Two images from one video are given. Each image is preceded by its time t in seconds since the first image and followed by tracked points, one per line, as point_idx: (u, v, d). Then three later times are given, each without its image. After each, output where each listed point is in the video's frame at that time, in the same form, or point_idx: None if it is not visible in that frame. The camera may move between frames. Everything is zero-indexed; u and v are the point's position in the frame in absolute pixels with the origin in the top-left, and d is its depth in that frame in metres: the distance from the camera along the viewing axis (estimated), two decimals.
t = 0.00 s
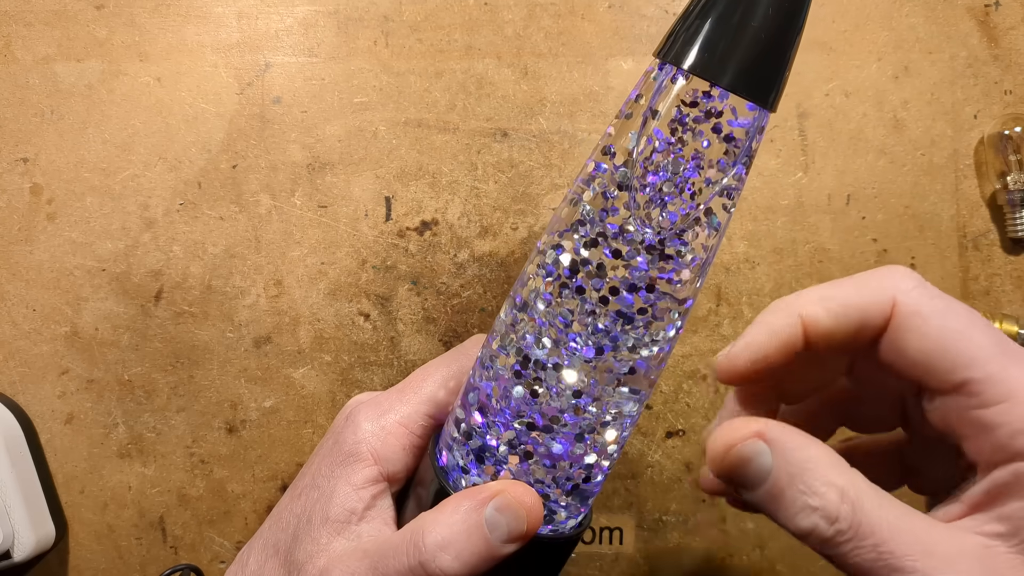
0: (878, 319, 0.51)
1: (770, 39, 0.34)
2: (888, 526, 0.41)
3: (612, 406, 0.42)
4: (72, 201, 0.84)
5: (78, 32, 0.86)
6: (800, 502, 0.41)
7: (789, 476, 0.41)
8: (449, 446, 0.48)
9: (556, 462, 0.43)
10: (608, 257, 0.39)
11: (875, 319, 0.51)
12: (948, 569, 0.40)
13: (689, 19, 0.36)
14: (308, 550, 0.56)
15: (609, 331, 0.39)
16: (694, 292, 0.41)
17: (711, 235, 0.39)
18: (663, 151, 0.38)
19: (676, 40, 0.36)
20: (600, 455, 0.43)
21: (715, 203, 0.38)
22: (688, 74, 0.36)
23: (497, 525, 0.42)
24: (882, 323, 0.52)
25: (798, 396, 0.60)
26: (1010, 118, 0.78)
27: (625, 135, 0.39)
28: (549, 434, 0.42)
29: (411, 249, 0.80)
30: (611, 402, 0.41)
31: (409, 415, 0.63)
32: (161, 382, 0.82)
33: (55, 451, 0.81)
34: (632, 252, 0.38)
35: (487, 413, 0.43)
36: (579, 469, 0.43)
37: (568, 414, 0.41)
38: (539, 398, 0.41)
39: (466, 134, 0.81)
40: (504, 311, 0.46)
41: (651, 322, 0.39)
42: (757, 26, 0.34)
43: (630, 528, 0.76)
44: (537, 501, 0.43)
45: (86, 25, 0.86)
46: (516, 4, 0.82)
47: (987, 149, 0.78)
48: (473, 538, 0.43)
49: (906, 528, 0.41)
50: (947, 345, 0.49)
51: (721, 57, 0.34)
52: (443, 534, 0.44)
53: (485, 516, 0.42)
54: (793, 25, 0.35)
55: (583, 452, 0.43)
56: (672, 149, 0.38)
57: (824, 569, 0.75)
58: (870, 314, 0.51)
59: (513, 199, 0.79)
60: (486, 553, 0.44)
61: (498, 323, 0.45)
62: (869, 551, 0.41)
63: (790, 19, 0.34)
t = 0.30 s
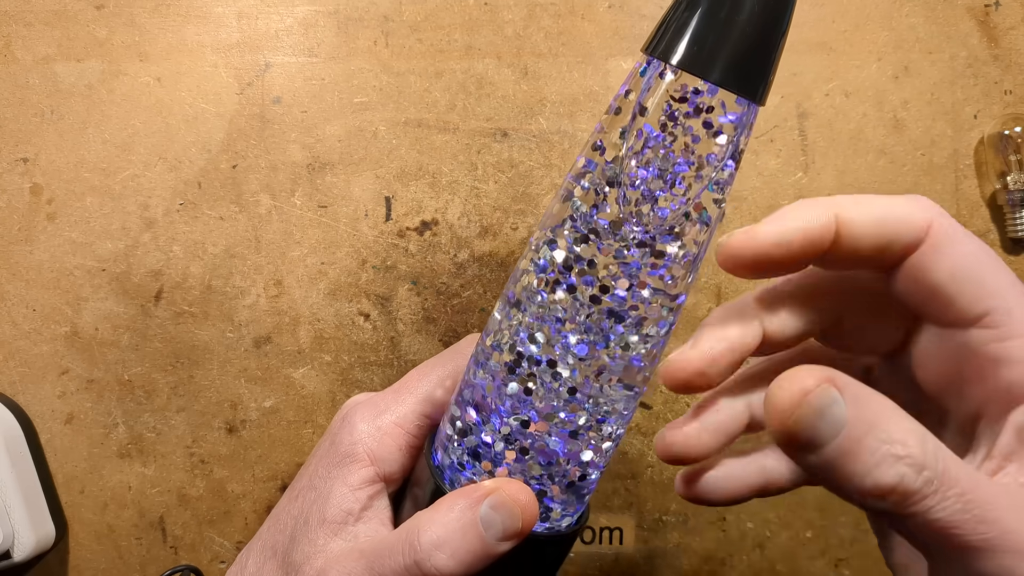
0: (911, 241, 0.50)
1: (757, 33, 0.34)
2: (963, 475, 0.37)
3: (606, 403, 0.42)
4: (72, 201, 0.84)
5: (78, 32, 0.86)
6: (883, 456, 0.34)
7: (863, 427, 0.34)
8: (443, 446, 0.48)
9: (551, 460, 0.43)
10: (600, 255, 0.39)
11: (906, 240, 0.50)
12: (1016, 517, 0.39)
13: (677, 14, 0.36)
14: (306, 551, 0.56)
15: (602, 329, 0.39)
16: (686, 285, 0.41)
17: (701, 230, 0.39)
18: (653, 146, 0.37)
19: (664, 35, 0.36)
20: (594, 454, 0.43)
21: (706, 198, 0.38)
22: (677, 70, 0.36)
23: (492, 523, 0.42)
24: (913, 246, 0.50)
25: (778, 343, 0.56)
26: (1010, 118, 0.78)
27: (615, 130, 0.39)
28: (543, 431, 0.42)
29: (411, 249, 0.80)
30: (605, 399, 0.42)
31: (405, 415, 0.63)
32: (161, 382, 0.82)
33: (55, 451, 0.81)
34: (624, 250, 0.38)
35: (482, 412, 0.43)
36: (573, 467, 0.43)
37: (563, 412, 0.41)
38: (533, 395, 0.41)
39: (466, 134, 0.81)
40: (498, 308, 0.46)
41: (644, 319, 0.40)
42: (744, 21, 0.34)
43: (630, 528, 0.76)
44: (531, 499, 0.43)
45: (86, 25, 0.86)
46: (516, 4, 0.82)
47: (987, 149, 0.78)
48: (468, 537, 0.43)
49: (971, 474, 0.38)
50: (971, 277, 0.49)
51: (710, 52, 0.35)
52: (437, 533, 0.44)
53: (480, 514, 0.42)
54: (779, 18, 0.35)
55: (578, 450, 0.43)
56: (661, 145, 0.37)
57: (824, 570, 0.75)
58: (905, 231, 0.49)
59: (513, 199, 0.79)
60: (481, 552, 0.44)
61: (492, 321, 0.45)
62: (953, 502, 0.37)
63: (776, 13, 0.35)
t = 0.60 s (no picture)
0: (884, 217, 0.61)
1: (746, 27, 0.34)
2: (842, 407, 0.45)
3: (602, 400, 0.42)
4: (72, 202, 0.84)
5: (78, 32, 0.86)
6: (771, 377, 0.43)
7: (763, 353, 0.42)
8: (439, 443, 0.48)
9: (547, 457, 0.43)
10: (592, 251, 0.39)
11: (882, 213, 0.61)
12: (884, 454, 0.47)
13: (665, 8, 0.36)
14: (303, 548, 0.56)
15: (595, 324, 0.39)
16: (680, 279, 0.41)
17: (694, 225, 0.39)
18: (642, 142, 0.38)
19: (653, 30, 0.36)
20: (590, 449, 0.44)
21: (697, 193, 0.38)
22: (666, 64, 0.36)
23: (487, 519, 0.42)
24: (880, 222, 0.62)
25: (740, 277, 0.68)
26: (1010, 118, 0.77)
27: (605, 127, 0.39)
28: (538, 427, 0.42)
29: (411, 249, 0.80)
30: (600, 396, 0.41)
31: (402, 412, 0.63)
32: (160, 382, 0.82)
33: (55, 451, 0.81)
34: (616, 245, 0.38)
35: (477, 409, 0.43)
36: (569, 463, 0.43)
37: (558, 407, 0.41)
38: (527, 391, 0.41)
39: (466, 134, 0.81)
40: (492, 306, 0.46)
41: (639, 314, 0.40)
42: (732, 14, 0.34)
43: (630, 528, 0.76)
44: (526, 495, 0.43)
45: (86, 25, 0.86)
46: (516, 4, 0.82)
47: (987, 149, 0.78)
48: (464, 533, 0.43)
49: (854, 410, 0.46)
50: (923, 256, 0.60)
51: (699, 46, 0.34)
52: (433, 530, 0.44)
53: (476, 510, 0.42)
54: (767, 12, 0.35)
55: (574, 445, 0.43)
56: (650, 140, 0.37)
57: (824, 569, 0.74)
58: (881, 207, 0.61)
59: (513, 199, 0.79)
60: (477, 549, 0.44)
61: (487, 318, 0.45)
62: (824, 426, 0.45)
63: (764, 6, 0.35)
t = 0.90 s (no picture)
0: (824, 227, 0.62)
1: (745, 29, 0.34)
2: (771, 432, 0.46)
3: (601, 401, 0.42)
4: (72, 201, 0.84)
5: (78, 32, 0.86)
6: (700, 410, 0.43)
7: (690, 387, 0.43)
8: (437, 444, 0.48)
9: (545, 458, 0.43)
10: (591, 253, 0.39)
11: (823, 222, 0.62)
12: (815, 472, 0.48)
13: (666, 11, 0.36)
14: (301, 549, 0.56)
15: (594, 325, 0.39)
16: (678, 280, 0.41)
17: (694, 227, 0.39)
18: (643, 144, 0.37)
19: (652, 33, 0.36)
20: (589, 449, 0.44)
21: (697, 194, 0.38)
22: (666, 67, 0.36)
23: (485, 520, 0.42)
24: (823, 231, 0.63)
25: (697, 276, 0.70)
26: (1010, 118, 0.78)
27: (606, 130, 0.39)
28: (537, 428, 0.42)
29: (411, 249, 0.80)
30: (598, 397, 0.42)
31: (402, 414, 0.63)
32: (160, 382, 0.82)
33: (55, 451, 0.81)
34: (615, 247, 0.38)
35: (476, 411, 0.43)
36: (568, 464, 0.43)
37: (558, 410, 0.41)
38: (526, 392, 0.41)
39: (466, 134, 0.81)
40: (490, 308, 0.46)
41: (637, 316, 0.40)
42: (732, 17, 0.34)
43: (630, 528, 0.76)
44: (524, 496, 0.42)
45: (86, 25, 0.86)
46: (516, 4, 0.82)
47: (987, 149, 0.78)
48: (461, 535, 0.43)
49: (785, 431, 0.47)
50: (862, 268, 0.61)
51: (699, 48, 0.35)
52: (431, 531, 0.44)
53: (473, 511, 0.42)
54: (766, 15, 0.35)
55: (572, 447, 0.43)
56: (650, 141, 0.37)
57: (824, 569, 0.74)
58: (823, 216, 0.62)
59: (513, 199, 0.80)
60: (475, 551, 0.44)
61: (485, 320, 0.45)
62: (754, 452, 0.46)
63: (764, 8, 0.35)
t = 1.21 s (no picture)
0: (812, 253, 0.62)
1: (746, 31, 0.34)
2: (758, 477, 0.47)
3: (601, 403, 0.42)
4: (72, 201, 0.84)
5: (78, 32, 0.86)
6: (683, 459, 0.45)
7: (673, 436, 0.44)
8: (437, 445, 0.48)
9: (545, 459, 0.43)
10: (590, 256, 0.39)
11: (811, 246, 0.62)
12: (805, 514, 0.48)
13: (665, 13, 0.36)
14: (301, 550, 0.56)
15: (593, 328, 0.39)
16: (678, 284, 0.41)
17: (694, 230, 0.39)
18: (643, 147, 0.37)
19: (652, 35, 0.36)
20: (589, 451, 0.44)
21: (698, 197, 0.38)
22: (666, 69, 0.36)
23: (485, 522, 0.42)
24: (812, 257, 0.62)
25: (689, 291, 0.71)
26: (1010, 118, 0.77)
27: (606, 133, 0.39)
28: (537, 430, 0.42)
29: (411, 249, 0.80)
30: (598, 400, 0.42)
31: (401, 415, 0.63)
32: (160, 382, 0.82)
33: (55, 451, 0.81)
34: (616, 250, 0.38)
35: (476, 412, 0.43)
36: (568, 465, 0.44)
37: (559, 412, 0.41)
38: (526, 393, 0.41)
39: (466, 134, 0.81)
40: (490, 308, 0.45)
41: (637, 321, 0.40)
42: (733, 20, 0.34)
43: (630, 528, 0.76)
44: (524, 498, 0.42)
45: (86, 25, 0.86)
46: (516, 4, 0.82)
47: (987, 149, 0.78)
48: (461, 536, 0.43)
49: (772, 475, 0.48)
50: (847, 296, 0.60)
51: (699, 51, 0.35)
52: (431, 532, 0.44)
53: (473, 513, 0.42)
54: (766, 17, 0.35)
55: (573, 448, 0.43)
56: (649, 145, 0.37)
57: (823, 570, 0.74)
58: (811, 240, 0.62)
59: (513, 199, 0.80)
60: (475, 552, 0.44)
61: (485, 320, 0.44)
62: (741, 498, 0.47)
63: (764, 10, 0.35)
